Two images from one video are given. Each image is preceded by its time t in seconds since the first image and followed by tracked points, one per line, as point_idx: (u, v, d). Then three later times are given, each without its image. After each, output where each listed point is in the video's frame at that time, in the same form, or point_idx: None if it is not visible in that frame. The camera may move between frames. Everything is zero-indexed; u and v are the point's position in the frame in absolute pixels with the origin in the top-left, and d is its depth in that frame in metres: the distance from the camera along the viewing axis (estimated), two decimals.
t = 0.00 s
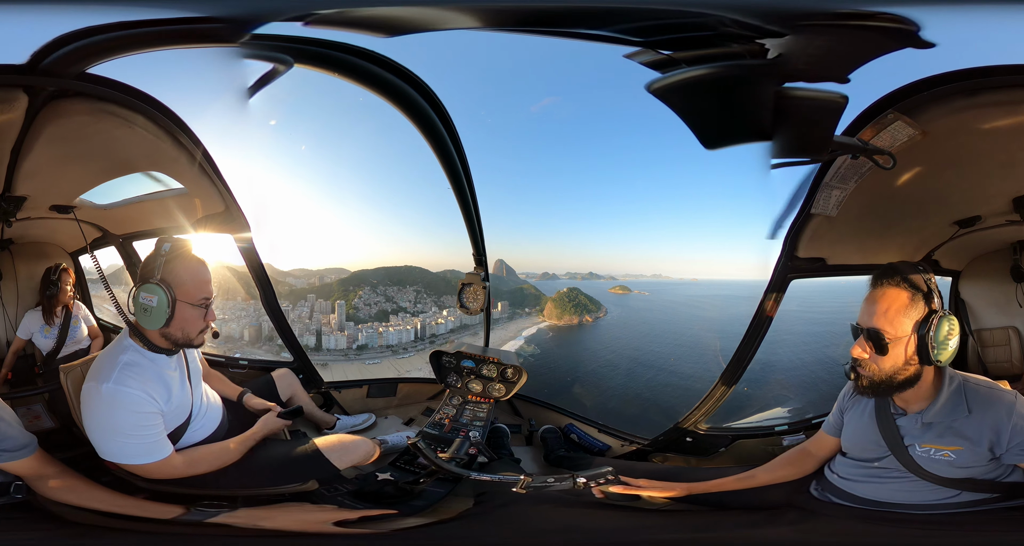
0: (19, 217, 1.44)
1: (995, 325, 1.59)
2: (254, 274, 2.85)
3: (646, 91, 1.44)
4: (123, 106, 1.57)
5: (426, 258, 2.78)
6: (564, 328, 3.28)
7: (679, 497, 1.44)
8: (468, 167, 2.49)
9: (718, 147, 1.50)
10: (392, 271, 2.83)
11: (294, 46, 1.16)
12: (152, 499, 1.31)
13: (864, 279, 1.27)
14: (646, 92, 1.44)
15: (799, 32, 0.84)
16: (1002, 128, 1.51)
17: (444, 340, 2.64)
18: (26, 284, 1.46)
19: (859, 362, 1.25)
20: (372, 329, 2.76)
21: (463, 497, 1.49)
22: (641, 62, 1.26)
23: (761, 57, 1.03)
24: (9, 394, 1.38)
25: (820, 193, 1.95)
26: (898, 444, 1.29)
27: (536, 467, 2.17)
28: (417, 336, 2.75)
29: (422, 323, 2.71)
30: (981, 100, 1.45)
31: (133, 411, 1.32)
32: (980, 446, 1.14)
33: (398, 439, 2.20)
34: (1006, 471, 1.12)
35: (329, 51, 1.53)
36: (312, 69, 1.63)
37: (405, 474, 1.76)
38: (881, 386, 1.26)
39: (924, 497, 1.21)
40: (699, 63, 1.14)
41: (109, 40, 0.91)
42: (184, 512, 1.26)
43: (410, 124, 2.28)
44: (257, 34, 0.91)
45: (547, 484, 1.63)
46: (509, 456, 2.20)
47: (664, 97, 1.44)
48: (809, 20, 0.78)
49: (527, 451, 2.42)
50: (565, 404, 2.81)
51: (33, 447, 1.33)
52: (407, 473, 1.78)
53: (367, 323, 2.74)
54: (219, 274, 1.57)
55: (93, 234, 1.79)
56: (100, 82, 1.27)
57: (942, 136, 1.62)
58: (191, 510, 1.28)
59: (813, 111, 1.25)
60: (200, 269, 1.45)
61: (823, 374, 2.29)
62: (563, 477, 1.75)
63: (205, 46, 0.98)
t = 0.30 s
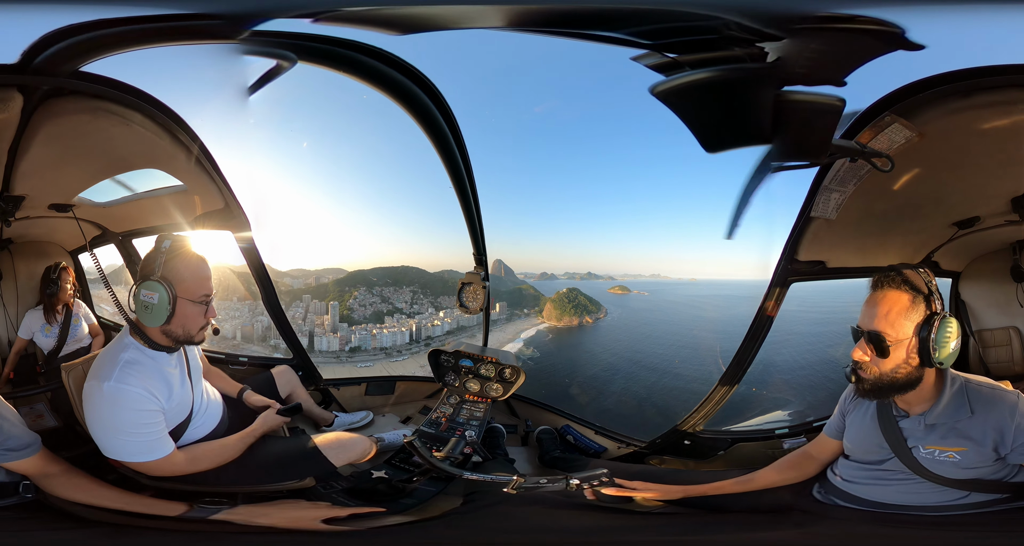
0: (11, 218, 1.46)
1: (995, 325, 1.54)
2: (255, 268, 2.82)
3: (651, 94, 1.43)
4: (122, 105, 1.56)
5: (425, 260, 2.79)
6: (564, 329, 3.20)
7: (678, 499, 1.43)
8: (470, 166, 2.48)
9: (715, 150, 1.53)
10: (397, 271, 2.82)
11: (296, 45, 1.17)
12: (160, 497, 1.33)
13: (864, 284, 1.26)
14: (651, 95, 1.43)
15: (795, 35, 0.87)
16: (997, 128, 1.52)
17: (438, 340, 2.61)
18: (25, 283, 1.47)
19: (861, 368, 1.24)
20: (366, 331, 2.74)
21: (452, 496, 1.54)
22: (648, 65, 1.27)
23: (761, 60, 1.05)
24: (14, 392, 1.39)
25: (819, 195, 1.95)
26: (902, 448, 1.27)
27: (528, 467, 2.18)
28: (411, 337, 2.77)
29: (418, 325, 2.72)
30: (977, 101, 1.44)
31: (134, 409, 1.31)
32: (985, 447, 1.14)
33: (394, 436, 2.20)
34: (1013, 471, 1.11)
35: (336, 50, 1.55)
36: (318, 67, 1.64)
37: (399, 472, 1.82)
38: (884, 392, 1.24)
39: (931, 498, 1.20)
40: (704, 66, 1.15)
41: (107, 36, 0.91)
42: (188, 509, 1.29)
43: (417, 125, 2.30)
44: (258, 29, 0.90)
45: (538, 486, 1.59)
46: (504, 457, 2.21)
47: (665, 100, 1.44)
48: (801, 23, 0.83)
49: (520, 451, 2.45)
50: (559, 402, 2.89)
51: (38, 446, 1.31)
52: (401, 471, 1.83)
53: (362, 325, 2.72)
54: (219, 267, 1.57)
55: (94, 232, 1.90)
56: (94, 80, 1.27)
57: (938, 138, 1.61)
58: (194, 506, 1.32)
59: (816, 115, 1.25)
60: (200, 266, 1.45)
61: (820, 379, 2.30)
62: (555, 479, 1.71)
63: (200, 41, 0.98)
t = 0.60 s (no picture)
0: (16, 215, 1.49)
1: (996, 325, 1.54)
2: (256, 266, 2.86)
3: (655, 96, 1.49)
4: (123, 106, 1.56)
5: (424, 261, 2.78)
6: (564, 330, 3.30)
7: (678, 505, 1.42)
8: (473, 167, 2.48)
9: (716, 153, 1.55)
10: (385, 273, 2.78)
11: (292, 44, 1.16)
12: (165, 494, 1.37)
13: (865, 283, 1.26)
14: (655, 97, 1.49)
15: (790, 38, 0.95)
16: (992, 127, 1.51)
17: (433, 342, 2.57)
18: (24, 282, 1.50)
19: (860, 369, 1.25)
20: (360, 332, 2.64)
21: (441, 495, 1.54)
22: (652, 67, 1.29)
23: (760, 65, 1.11)
24: (15, 392, 1.41)
25: (818, 199, 1.97)
26: (905, 450, 1.26)
27: (521, 467, 2.17)
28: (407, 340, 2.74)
29: (413, 327, 2.70)
30: (973, 100, 1.44)
31: (139, 405, 1.32)
32: (989, 447, 1.14)
33: (390, 436, 2.14)
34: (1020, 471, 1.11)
35: (340, 51, 1.55)
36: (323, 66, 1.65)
37: (394, 470, 1.75)
38: (882, 393, 1.25)
39: (942, 500, 1.18)
40: (703, 72, 1.20)
41: (104, 32, 0.91)
42: (193, 506, 1.36)
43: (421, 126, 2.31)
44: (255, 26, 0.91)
45: (529, 486, 1.61)
46: (499, 457, 2.20)
47: (670, 103, 1.49)
48: (794, 27, 0.90)
49: (516, 451, 2.42)
50: (556, 403, 2.83)
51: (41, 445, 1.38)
52: (395, 468, 1.77)
53: (355, 327, 2.61)
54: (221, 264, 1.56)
55: (92, 230, 1.82)
56: (92, 79, 1.29)
57: (935, 139, 1.62)
58: (199, 504, 1.38)
59: (813, 119, 1.28)
60: (202, 262, 1.45)
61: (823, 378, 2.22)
62: (548, 480, 1.72)
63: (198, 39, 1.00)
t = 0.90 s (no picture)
0: (14, 214, 1.48)
1: (997, 326, 1.52)
2: (256, 265, 2.88)
3: (656, 98, 1.54)
4: (119, 102, 1.57)
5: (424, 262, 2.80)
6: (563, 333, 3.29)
7: (677, 507, 1.42)
8: (476, 171, 2.46)
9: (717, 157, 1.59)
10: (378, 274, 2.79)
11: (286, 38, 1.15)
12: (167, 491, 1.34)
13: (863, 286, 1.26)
14: (656, 99, 1.54)
15: (789, 40, 0.97)
16: (990, 128, 1.52)
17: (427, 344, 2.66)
18: (24, 283, 1.51)
19: (859, 372, 1.25)
20: (352, 335, 2.73)
21: (433, 492, 1.55)
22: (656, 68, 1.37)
23: (760, 66, 1.12)
24: (17, 391, 1.39)
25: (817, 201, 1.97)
26: (909, 451, 1.26)
27: (516, 468, 2.13)
28: (401, 341, 2.81)
29: (407, 328, 2.78)
30: (969, 103, 1.45)
31: (141, 402, 1.33)
32: (994, 448, 1.14)
33: (388, 434, 2.18)
34: None
35: (343, 47, 1.55)
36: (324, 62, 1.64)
37: (389, 468, 1.82)
38: (878, 393, 1.25)
39: (959, 500, 1.16)
40: (706, 72, 1.23)
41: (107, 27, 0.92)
42: (196, 503, 1.30)
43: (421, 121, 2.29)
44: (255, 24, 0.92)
45: (521, 487, 1.62)
46: (494, 455, 2.17)
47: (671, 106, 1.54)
48: (789, 30, 0.92)
49: (511, 451, 2.38)
50: (553, 404, 2.80)
51: (45, 446, 1.30)
52: (391, 467, 1.83)
53: (348, 327, 2.70)
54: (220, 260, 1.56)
55: (91, 229, 1.83)
56: (87, 78, 1.29)
57: (933, 141, 1.63)
58: (202, 500, 1.33)
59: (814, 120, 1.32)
60: (201, 259, 1.45)
61: (827, 377, 2.20)
62: (541, 480, 1.73)
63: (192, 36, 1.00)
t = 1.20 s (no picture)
0: (14, 214, 1.53)
1: (997, 326, 1.53)
2: (256, 264, 2.88)
3: (660, 101, 1.58)
4: (115, 101, 1.56)
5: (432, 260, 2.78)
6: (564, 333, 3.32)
7: (672, 508, 1.42)
8: (477, 168, 2.45)
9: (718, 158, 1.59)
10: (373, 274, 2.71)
11: (277, 35, 1.14)
12: (173, 488, 1.42)
13: (864, 288, 1.26)
14: (660, 102, 1.58)
15: (788, 43, 1.07)
16: (989, 129, 1.54)
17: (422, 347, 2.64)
18: (24, 283, 1.56)
19: (855, 374, 1.25)
20: (344, 336, 2.68)
21: (425, 492, 1.58)
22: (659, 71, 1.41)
23: (760, 69, 1.20)
24: (20, 392, 1.49)
25: (817, 204, 1.95)
26: (910, 453, 1.25)
27: (511, 468, 2.14)
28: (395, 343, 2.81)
29: (402, 331, 2.77)
30: (965, 104, 1.49)
31: (141, 401, 1.33)
32: (998, 449, 1.15)
33: (385, 432, 2.14)
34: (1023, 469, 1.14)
35: (340, 46, 1.53)
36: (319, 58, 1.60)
37: (387, 467, 1.78)
38: (877, 396, 1.24)
39: (965, 502, 1.18)
40: (708, 75, 1.29)
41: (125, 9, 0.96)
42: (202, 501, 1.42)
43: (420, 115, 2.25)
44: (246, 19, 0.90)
45: (516, 487, 1.61)
46: (490, 455, 2.17)
47: (675, 109, 1.58)
48: (788, 32, 1.03)
49: (507, 451, 2.40)
50: (552, 405, 2.84)
51: (49, 444, 1.37)
52: (388, 465, 1.80)
53: (341, 329, 2.65)
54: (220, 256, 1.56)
55: (89, 228, 1.79)
56: (84, 77, 1.32)
57: (931, 143, 1.65)
58: (206, 499, 1.44)
59: (812, 122, 1.35)
60: (199, 256, 1.45)
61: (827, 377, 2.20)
62: (535, 480, 1.72)
63: (193, 33, 1.07)
